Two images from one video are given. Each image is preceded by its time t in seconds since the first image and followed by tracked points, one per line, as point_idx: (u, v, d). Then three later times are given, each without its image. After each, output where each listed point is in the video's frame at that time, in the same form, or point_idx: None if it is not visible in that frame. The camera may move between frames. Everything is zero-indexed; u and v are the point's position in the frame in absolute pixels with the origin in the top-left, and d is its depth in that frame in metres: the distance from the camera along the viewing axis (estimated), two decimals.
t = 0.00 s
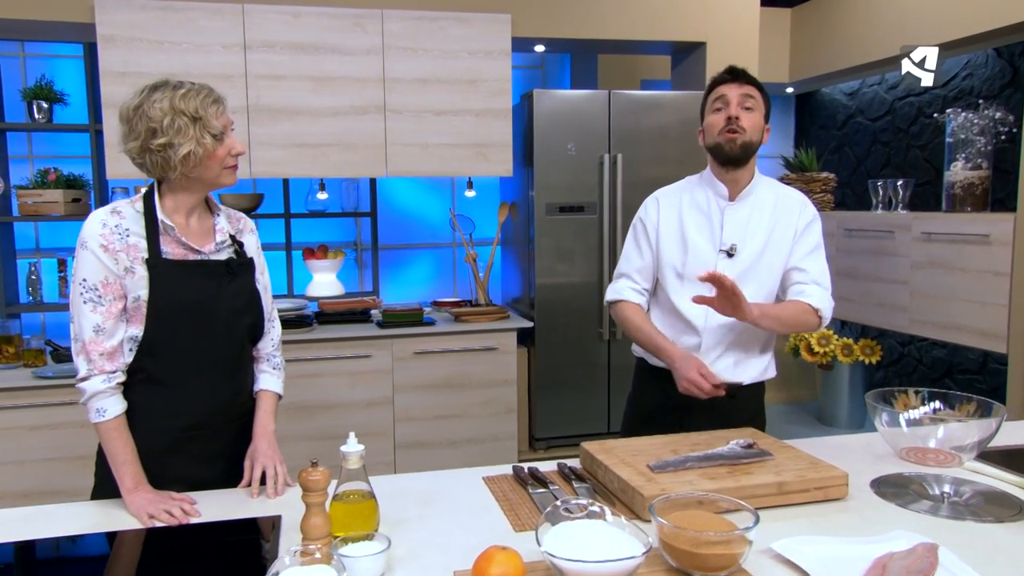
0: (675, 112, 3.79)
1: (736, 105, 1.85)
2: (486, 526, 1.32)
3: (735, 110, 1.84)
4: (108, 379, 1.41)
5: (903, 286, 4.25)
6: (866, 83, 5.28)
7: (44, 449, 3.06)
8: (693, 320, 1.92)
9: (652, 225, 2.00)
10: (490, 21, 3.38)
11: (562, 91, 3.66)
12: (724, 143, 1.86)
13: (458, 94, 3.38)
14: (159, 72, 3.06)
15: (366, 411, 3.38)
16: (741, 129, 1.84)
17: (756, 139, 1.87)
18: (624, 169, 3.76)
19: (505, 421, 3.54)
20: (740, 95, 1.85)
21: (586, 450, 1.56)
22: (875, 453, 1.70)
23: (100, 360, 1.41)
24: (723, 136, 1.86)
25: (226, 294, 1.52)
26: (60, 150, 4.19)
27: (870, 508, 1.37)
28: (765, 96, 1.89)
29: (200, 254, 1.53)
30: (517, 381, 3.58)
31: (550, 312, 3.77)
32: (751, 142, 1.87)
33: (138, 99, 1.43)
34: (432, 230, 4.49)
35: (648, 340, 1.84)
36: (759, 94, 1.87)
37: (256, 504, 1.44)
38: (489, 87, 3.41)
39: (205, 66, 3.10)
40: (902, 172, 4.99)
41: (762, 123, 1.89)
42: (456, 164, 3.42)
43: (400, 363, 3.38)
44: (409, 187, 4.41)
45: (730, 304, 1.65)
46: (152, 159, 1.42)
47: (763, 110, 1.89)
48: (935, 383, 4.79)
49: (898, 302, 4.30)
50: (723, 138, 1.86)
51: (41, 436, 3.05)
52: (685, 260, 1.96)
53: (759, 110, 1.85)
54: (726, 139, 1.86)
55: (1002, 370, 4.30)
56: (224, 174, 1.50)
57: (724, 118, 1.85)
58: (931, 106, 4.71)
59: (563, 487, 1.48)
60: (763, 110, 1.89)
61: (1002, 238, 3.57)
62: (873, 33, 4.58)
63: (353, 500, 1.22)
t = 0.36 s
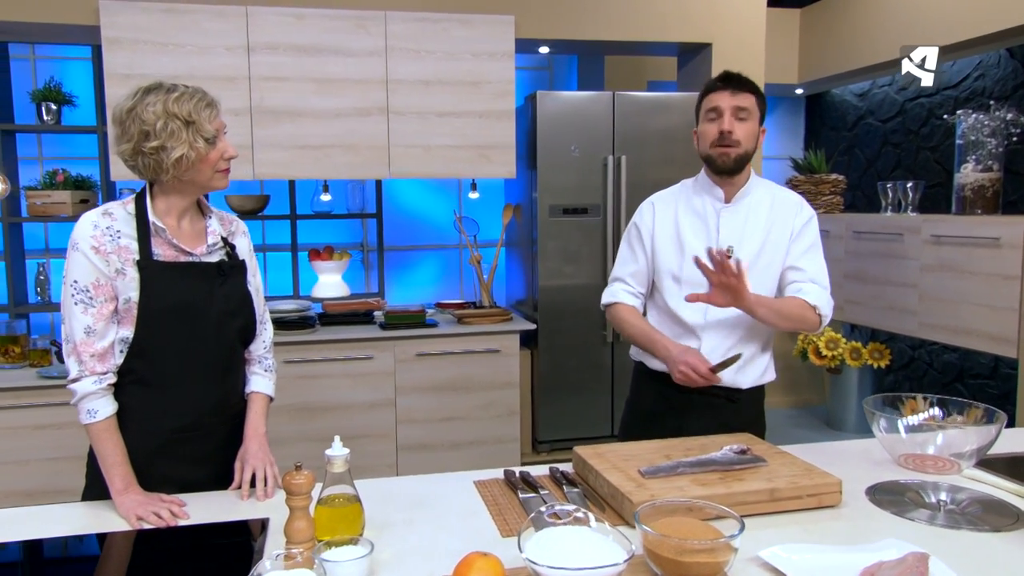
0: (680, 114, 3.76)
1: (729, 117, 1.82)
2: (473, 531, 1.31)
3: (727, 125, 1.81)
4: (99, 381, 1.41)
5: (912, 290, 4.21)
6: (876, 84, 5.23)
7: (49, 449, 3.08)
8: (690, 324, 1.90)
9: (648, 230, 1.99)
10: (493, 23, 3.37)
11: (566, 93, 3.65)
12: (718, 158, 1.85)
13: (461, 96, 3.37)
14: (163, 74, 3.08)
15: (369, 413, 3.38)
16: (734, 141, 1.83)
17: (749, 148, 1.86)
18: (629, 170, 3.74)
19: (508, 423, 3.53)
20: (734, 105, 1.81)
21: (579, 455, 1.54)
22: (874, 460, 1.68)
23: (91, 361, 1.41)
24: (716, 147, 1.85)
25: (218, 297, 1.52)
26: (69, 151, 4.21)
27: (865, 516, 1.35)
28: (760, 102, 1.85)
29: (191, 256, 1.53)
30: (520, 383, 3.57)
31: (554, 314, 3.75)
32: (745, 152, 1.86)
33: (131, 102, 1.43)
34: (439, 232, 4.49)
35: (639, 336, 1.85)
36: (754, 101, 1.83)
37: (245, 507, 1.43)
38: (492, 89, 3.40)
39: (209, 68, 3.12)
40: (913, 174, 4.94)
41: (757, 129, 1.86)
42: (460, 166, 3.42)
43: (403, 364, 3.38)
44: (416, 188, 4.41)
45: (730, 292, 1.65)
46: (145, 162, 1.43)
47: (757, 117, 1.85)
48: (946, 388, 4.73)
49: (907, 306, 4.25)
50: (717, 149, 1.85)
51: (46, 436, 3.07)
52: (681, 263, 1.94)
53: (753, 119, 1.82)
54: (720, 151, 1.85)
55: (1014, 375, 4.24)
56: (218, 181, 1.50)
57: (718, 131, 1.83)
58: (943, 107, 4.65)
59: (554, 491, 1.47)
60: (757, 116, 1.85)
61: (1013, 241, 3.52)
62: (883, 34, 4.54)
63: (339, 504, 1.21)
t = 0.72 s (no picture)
0: (692, 115, 3.73)
1: (735, 160, 1.72)
2: (466, 535, 1.31)
3: (732, 170, 1.73)
4: (97, 382, 1.42)
5: (931, 292, 4.14)
6: (895, 84, 5.16)
7: (64, 448, 3.12)
8: (685, 332, 1.90)
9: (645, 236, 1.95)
10: (503, 25, 3.37)
11: (576, 95, 3.64)
12: (721, 193, 1.81)
13: (471, 98, 3.37)
14: (175, 78, 3.11)
15: (378, 415, 3.39)
16: (739, 182, 1.76)
17: (753, 178, 1.79)
18: (640, 172, 3.72)
19: (518, 426, 3.52)
20: (740, 149, 1.70)
21: (576, 460, 1.53)
22: (879, 466, 1.65)
23: (90, 362, 1.42)
24: (720, 185, 1.78)
25: (216, 299, 1.53)
26: (88, 154, 4.27)
27: (865, 524, 1.32)
28: (768, 133, 1.72)
29: (189, 259, 1.54)
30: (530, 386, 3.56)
31: (565, 316, 3.74)
32: (749, 182, 1.79)
33: (127, 106, 1.44)
34: (452, 233, 4.50)
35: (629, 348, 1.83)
36: (762, 138, 1.71)
37: (241, 507, 1.44)
38: (502, 91, 3.40)
39: (220, 71, 3.15)
40: (933, 175, 4.86)
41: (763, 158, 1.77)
42: (470, 168, 3.42)
43: (413, 366, 3.38)
44: (430, 190, 4.42)
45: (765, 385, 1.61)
46: (140, 166, 1.44)
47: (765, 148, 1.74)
48: (967, 393, 4.65)
49: (926, 308, 4.18)
50: (720, 188, 1.79)
51: (62, 435, 3.11)
52: (679, 272, 1.91)
53: (758, 157, 1.73)
54: (723, 188, 1.79)
55: None
56: (216, 185, 1.51)
57: (722, 173, 1.75)
58: (964, 106, 4.57)
59: (550, 496, 1.46)
60: (764, 148, 1.74)
61: None
62: (901, 33, 4.47)
63: (330, 506, 1.21)
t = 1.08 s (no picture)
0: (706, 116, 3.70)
1: (721, 188, 1.67)
2: (459, 536, 1.31)
3: (720, 196, 1.68)
4: (98, 383, 1.45)
5: (952, 294, 4.06)
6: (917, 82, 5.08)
7: (82, 447, 3.18)
8: (666, 352, 1.89)
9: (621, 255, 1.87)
10: (514, 27, 3.37)
11: (588, 96, 3.63)
12: (704, 215, 1.76)
13: (483, 100, 3.38)
14: (190, 82, 3.16)
15: (390, 416, 3.41)
16: (724, 207, 1.72)
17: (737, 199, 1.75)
18: (652, 173, 3.71)
19: (530, 428, 3.52)
20: (727, 178, 1.64)
21: (574, 462, 1.53)
22: (884, 471, 1.62)
23: (91, 363, 1.45)
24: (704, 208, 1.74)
25: (215, 300, 1.55)
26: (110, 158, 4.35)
27: (864, 530, 1.30)
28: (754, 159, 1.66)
29: (189, 261, 1.56)
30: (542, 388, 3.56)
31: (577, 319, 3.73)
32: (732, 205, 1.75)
33: (127, 112, 1.48)
34: (467, 235, 4.51)
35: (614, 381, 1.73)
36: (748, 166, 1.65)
37: (240, 506, 1.45)
38: (513, 93, 3.40)
39: (234, 76, 3.19)
40: (956, 175, 4.77)
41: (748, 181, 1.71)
42: (482, 170, 3.42)
43: (424, 368, 3.40)
44: (446, 193, 4.44)
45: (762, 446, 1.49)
46: (135, 169, 1.47)
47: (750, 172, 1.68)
48: (991, 397, 4.55)
49: (947, 311, 4.10)
50: (704, 212, 1.74)
51: (80, 434, 3.17)
52: (657, 292, 1.87)
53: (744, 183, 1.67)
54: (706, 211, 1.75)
55: None
56: (210, 191, 1.53)
57: (708, 199, 1.69)
58: (988, 105, 4.48)
59: (546, 498, 1.46)
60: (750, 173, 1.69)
61: None
62: (921, 31, 4.40)
63: (322, 506, 1.22)
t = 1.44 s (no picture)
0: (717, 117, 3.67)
1: (688, 193, 1.68)
2: (447, 537, 1.32)
3: (687, 202, 1.69)
4: (98, 384, 1.48)
5: (970, 298, 4.00)
6: (937, 82, 5.01)
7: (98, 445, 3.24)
8: (644, 363, 1.88)
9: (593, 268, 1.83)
10: (523, 30, 3.38)
11: (597, 98, 3.63)
12: (671, 224, 1.76)
13: (491, 103, 3.39)
14: (203, 88, 3.21)
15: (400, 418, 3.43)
16: (690, 214, 1.72)
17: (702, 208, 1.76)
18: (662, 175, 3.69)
19: (538, 431, 3.52)
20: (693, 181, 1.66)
21: (567, 464, 1.53)
22: (882, 476, 1.60)
23: (90, 364, 1.48)
24: (670, 216, 1.74)
25: (213, 302, 1.58)
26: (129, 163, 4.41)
27: (855, 534, 1.29)
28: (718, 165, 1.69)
29: (189, 264, 1.59)
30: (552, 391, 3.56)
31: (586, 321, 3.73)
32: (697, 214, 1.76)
33: (128, 118, 1.52)
34: (480, 238, 4.52)
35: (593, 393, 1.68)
36: (712, 171, 1.67)
37: (237, 504, 1.47)
38: (522, 96, 3.41)
39: (246, 80, 3.24)
40: (976, 176, 4.70)
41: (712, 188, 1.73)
42: (490, 173, 3.43)
43: (433, 369, 3.41)
44: (459, 196, 4.45)
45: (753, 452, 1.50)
46: (134, 174, 1.50)
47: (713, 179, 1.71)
48: (1012, 402, 4.47)
49: (964, 315, 4.04)
50: (670, 219, 1.74)
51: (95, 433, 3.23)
52: (633, 304, 1.85)
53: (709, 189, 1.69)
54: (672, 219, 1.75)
55: None
56: (206, 199, 1.55)
57: (674, 205, 1.70)
58: (1008, 104, 4.41)
59: (537, 500, 1.46)
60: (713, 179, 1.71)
61: None
62: (939, 31, 4.34)
63: (311, 505, 1.23)
